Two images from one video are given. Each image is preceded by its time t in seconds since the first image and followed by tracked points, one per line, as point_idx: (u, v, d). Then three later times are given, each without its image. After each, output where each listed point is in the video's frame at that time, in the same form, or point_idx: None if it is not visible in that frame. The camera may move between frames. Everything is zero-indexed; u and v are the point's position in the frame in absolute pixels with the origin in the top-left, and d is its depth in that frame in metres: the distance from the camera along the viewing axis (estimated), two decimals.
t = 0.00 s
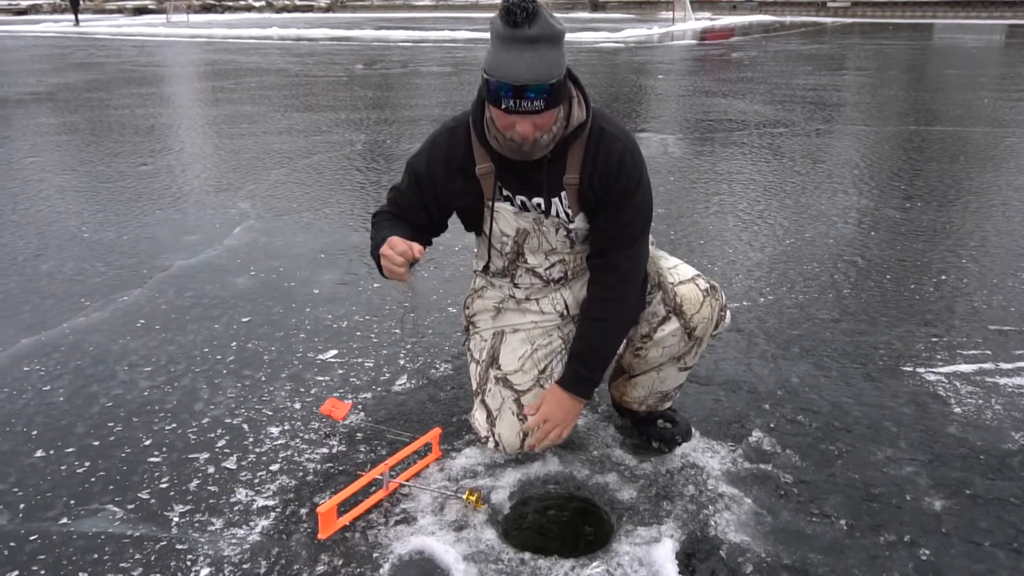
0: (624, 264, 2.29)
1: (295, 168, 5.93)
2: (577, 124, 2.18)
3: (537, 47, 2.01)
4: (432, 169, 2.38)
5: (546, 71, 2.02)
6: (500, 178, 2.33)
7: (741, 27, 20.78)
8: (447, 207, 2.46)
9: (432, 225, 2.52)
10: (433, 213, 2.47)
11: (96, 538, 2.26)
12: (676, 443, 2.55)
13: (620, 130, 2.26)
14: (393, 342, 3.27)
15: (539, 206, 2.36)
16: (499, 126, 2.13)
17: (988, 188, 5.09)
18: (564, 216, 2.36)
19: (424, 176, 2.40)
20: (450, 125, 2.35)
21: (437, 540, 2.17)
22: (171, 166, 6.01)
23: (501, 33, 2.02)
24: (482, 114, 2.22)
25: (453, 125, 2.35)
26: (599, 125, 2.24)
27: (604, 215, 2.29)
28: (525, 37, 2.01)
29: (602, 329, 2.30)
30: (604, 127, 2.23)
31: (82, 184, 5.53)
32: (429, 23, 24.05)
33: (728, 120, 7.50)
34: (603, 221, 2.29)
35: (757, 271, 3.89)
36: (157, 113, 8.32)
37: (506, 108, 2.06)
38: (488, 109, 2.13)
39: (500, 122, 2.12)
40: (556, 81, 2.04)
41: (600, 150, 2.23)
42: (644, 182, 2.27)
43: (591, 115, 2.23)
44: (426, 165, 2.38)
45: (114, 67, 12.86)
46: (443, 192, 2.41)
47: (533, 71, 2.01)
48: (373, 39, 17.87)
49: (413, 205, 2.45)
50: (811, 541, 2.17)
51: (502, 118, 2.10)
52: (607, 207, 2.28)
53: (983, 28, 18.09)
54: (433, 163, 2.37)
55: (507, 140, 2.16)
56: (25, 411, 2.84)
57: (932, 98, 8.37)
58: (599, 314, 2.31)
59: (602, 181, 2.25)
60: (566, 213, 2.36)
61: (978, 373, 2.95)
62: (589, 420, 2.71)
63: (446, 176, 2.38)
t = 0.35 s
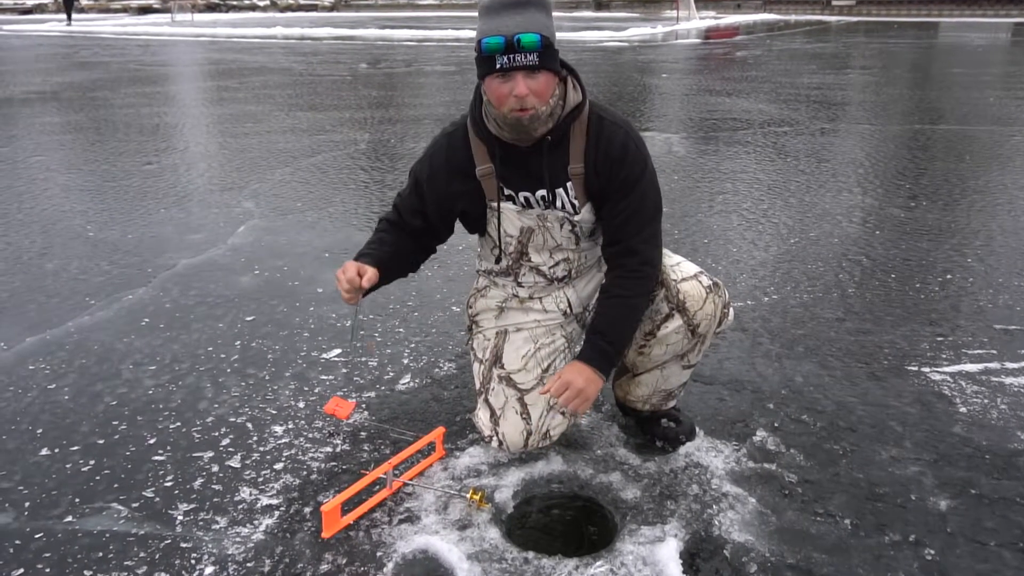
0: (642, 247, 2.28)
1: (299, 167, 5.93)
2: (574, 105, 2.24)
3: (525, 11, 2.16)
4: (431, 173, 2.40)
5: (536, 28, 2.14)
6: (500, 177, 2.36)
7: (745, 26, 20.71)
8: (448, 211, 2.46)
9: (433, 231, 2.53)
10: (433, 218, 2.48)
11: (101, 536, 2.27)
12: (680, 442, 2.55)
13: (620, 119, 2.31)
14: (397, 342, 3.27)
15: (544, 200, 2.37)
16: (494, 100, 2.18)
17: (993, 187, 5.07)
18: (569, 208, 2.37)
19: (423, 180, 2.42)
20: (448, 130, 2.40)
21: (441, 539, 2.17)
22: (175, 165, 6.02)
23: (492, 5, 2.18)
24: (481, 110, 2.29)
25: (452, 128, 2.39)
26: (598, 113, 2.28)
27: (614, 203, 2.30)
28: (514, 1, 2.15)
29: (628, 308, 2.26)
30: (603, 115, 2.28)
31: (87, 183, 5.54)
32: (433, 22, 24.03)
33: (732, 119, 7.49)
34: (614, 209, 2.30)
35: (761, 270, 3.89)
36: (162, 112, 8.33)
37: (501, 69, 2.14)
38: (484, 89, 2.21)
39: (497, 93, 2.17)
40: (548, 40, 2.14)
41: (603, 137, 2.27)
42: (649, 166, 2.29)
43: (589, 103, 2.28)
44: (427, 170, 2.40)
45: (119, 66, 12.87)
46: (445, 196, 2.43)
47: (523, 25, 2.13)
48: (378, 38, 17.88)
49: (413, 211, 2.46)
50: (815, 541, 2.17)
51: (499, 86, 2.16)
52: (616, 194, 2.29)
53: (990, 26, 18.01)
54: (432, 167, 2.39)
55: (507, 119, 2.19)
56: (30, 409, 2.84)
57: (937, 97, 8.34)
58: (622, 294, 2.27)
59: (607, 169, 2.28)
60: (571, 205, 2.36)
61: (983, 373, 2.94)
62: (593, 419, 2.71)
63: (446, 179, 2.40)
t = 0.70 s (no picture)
0: (655, 218, 2.33)
1: (299, 169, 5.93)
2: (568, 109, 2.24)
3: (520, 57, 2.04)
4: (439, 192, 2.37)
5: (532, 80, 2.06)
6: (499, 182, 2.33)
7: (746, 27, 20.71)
8: (464, 224, 2.43)
9: (458, 254, 2.49)
10: (453, 234, 2.44)
11: (101, 539, 2.27)
12: (680, 444, 2.54)
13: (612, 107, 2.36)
14: (397, 343, 3.27)
15: (543, 200, 2.35)
16: (493, 140, 2.18)
17: (994, 187, 5.06)
18: (569, 201, 2.37)
19: (433, 201, 2.39)
20: (445, 146, 2.38)
21: (441, 541, 2.17)
22: (176, 167, 6.03)
23: (483, 51, 2.05)
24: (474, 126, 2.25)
25: (446, 144, 2.38)
26: (590, 104, 2.33)
27: (620, 185, 2.35)
28: (507, 51, 2.03)
29: (647, 257, 2.29)
30: (595, 105, 2.32)
31: (88, 185, 5.55)
32: (433, 23, 24.04)
33: (732, 120, 7.49)
34: (621, 190, 2.35)
35: (762, 271, 3.88)
36: (163, 114, 8.34)
37: (500, 122, 2.10)
38: (480, 126, 2.18)
39: (496, 133, 2.16)
40: (543, 86, 2.08)
41: (598, 128, 2.31)
42: (647, 146, 2.36)
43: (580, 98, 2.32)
44: (431, 192, 2.38)
45: (120, 68, 12.89)
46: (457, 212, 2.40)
47: (520, 81, 2.04)
48: (378, 40, 17.90)
49: (434, 236, 2.42)
50: (816, 543, 2.16)
51: (497, 132, 2.14)
52: (620, 178, 2.34)
53: (991, 27, 17.98)
54: (439, 186, 2.36)
55: (506, 150, 2.20)
56: (31, 412, 2.85)
57: (938, 98, 8.34)
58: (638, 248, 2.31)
59: (607, 156, 2.32)
60: (570, 198, 2.36)
61: (984, 374, 2.93)
62: (593, 421, 2.71)
63: (453, 193, 2.37)
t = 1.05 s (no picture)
0: (656, 207, 2.33)
1: (299, 169, 5.93)
2: (576, 115, 2.24)
3: (538, 81, 2.02)
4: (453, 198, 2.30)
5: (549, 103, 2.04)
6: (506, 186, 2.30)
7: (745, 27, 20.78)
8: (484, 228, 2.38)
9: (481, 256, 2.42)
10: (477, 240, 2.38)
11: (100, 538, 2.27)
12: (679, 443, 2.54)
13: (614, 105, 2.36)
14: (396, 343, 3.27)
15: (549, 203, 2.36)
16: (505, 154, 2.17)
17: (994, 187, 5.07)
18: (573, 202, 2.37)
19: (452, 209, 2.31)
20: (449, 148, 2.30)
21: (441, 540, 2.17)
22: (176, 167, 6.03)
23: (500, 74, 2.02)
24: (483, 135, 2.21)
25: (450, 146, 2.30)
26: (592, 103, 2.33)
27: (622, 179, 2.35)
28: (526, 74, 2.00)
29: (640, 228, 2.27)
30: (597, 104, 2.32)
31: (87, 185, 5.55)
32: (433, 23, 24.06)
33: (732, 120, 7.49)
34: (623, 184, 2.35)
35: (761, 271, 3.88)
36: (163, 114, 8.34)
37: (515, 142, 2.08)
38: (491, 140, 2.16)
39: (508, 149, 2.14)
40: (559, 106, 2.07)
41: (600, 127, 2.30)
42: (648, 142, 2.36)
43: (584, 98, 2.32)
44: (444, 198, 2.30)
45: (119, 68, 12.89)
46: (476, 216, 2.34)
47: (538, 104, 2.02)
48: (378, 39, 17.90)
49: (465, 243, 2.35)
50: (815, 542, 2.17)
51: (510, 148, 2.13)
52: (622, 174, 2.34)
53: (993, 27, 17.96)
54: (454, 192, 2.30)
55: (517, 162, 2.19)
56: (30, 411, 2.84)
57: (937, 97, 8.34)
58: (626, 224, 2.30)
59: (609, 154, 2.32)
60: (574, 198, 2.36)
61: (983, 373, 2.93)
62: (593, 420, 2.71)
63: (466, 197, 2.30)
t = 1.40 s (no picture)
0: (660, 214, 2.32)
1: (296, 157, 5.91)
2: (585, 112, 2.21)
3: (550, 73, 2.01)
4: (448, 181, 2.30)
5: (559, 96, 2.03)
6: (507, 175, 2.29)
7: (744, 15, 20.70)
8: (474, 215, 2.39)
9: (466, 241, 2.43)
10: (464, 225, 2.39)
11: (97, 525, 2.27)
12: (676, 432, 2.55)
13: (624, 103, 2.32)
14: (394, 331, 3.27)
15: (551, 196, 2.35)
16: (510, 144, 2.17)
17: (992, 177, 5.06)
18: (575, 198, 2.36)
19: (444, 190, 2.31)
20: (450, 132, 2.29)
21: (437, 527, 2.17)
22: (172, 155, 6.00)
23: (512, 63, 2.01)
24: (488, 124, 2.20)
25: (453, 130, 2.29)
26: (604, 100, 2.29)
27: (627, 181, 2.33)
28: (537, 66, 2.00)
29: (653, 240, 2.28)
30: (608, 102, 2.28)
31: (84, 172, 5.53)
32: (431, 11, 23.95)
33: (731, 109, 7.47)
34: (628, 187, 2.33)
35: (759, 260, 3.88)
36: (159, 101, 8.31)
37: (522, 134, 2.08)
38: (497, 129, 2.15)
39: (514, 140, 2.13)
40: (568, 100, 2.06)
41: (609, 125, 2.27)
42: (656, 144, 2.33)
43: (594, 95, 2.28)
44: (439, 179, 2.30)
45: (115, 55, 12.82)
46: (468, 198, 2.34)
47: (548, 98, 2.02)
48: (375, 27, 17.81)
49: (449, 227, 2.36)
50: (811, 530, 2.17)
51: (515, 139, 2.12)
52: (627, 175, 2.32)
53: (993, 18, 17.89)
54: (450, 174, 2.29)
55: (521, 154, 2.19)
56: (27, 398, 2.84)
57: (936, 87, 8.32)
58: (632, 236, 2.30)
59: (616, 154, 2.29)
60: (576, 195, 2.35)
61: (979, 363, 2.94)
62: (589, 408, 2.71)
63: (462, 182, 2.30)
